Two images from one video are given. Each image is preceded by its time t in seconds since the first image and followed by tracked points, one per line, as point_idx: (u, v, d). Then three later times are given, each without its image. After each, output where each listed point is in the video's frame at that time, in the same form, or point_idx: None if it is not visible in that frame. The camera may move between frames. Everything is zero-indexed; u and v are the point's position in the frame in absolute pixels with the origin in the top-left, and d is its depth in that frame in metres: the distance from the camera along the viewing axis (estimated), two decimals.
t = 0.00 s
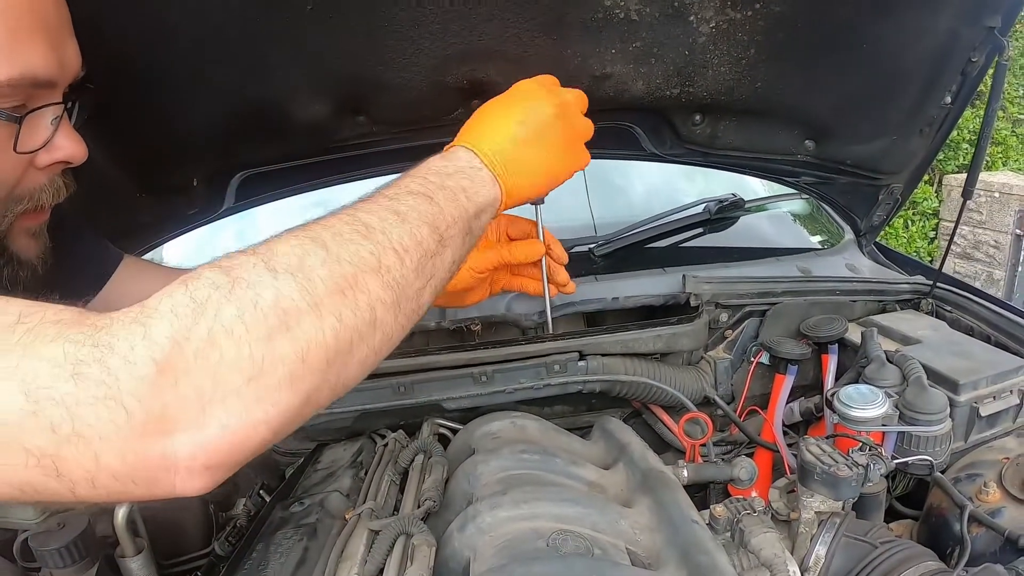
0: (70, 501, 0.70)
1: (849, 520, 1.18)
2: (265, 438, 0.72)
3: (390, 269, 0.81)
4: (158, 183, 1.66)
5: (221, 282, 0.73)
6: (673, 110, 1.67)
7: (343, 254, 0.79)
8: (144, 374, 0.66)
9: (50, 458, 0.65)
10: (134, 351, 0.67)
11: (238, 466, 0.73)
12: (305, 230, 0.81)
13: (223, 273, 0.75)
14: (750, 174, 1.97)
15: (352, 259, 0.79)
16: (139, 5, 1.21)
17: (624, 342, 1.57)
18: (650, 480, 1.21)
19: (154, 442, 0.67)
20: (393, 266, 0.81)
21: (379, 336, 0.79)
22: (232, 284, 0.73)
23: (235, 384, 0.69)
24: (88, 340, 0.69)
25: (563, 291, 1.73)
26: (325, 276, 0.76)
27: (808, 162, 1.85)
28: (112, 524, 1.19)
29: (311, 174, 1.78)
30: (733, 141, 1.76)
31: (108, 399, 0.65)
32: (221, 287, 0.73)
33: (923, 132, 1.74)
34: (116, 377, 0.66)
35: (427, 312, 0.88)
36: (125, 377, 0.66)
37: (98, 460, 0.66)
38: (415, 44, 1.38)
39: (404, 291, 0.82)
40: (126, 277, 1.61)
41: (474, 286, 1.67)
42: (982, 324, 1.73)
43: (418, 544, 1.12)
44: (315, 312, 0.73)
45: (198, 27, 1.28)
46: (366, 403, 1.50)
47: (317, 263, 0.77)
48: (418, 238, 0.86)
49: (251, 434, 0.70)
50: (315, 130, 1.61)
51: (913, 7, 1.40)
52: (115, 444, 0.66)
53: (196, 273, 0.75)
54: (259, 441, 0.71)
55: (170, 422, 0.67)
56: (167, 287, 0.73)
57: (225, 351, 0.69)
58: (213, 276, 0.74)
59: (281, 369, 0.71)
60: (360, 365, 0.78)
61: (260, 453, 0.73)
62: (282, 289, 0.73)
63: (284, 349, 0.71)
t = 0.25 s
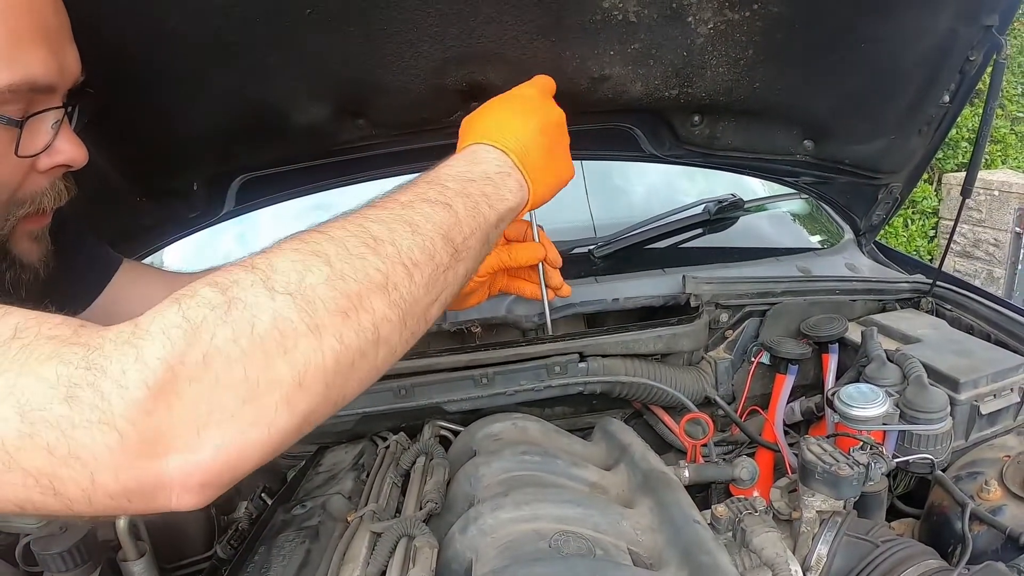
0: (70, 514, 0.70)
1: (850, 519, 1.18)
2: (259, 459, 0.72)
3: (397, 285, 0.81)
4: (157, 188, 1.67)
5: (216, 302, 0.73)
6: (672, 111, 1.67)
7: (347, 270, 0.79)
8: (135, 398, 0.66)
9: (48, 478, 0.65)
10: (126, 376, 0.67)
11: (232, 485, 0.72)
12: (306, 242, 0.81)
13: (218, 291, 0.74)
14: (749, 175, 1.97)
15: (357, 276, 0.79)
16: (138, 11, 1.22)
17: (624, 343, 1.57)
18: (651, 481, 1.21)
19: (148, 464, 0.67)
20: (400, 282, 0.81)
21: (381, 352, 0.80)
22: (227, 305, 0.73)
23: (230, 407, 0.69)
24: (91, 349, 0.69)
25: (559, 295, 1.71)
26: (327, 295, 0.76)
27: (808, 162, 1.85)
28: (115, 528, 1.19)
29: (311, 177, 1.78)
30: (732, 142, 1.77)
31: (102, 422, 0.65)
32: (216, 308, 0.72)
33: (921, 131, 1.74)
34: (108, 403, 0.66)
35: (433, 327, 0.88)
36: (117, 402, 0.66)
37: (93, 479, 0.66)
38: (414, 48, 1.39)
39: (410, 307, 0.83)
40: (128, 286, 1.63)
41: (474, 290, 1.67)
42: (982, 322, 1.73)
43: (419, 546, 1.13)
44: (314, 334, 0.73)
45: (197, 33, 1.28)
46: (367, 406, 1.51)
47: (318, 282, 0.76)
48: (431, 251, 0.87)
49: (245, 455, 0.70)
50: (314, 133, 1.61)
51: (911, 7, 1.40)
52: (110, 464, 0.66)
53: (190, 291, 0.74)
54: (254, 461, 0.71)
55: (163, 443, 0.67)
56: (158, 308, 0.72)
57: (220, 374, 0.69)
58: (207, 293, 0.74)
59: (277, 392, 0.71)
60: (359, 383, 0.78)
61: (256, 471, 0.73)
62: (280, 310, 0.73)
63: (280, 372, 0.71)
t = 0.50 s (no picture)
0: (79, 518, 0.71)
1: (849, 520, 1.18)
2: (267, 460, 0.72)
3: (395, 290, 0.82)
4: (158, 191, 1.67)
5: (224, 311, 0.73)
6: (670, 113, 1.67)
7: (348, 275, 0.79)
8: (147, 404, 0.67)
9: (61, 482, 0.66)
10: (138, 383, 0.67)
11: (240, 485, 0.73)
12: (306, 250, 0.81)
13: (224, 300, 0.74)
14: (749, 176, 1.97)
15: (357, 280, 0.79)
16: (139, 15, 1.22)
17: (624, 345, 1.58)
18: (651, 482, 1.22)
19: (159, 468, 0.67)
20: (398, 286, 0.82)
21: (380, 355, 0.81)
22: (234, 312, 0.73)
23: (238, 411, 0.70)
24: (96, 354, 0.70)
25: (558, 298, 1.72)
26: (331, 300, 0.76)
27: (807, 163, 1.85)
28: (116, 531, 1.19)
29: (310, 180, 1.79)
30: (730, 143, 1.77)
31: (115, 428, 0.66)
32: (223, 317, 0.73)
33: (920, 131, 1.74)
34: (121, 409, 0.66)
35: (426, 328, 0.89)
36: (130, 408, 0.67)
37: (104, 484, 0.67)
38: (413, 51, 1.39)
39: (408, 310, 0.84)
40: (128, 290, 1.63)
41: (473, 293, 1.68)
42: (981, 322, 1.73)
43: (419, 548, 1.13)
44: (318, 338, 0.74)
45: (198, 36, 1.29)
46: (368, 408, 1.51)
47: (321, 288, 0.77)
48: (425, 255, 0.87)
49: (254, 458, 0.71)
50: (314, 136, 1.62)
51: (909, 8, 1.40)
52: (121, 470, 0.66)
53: (197, 299, 0.75)
54: (262, 463, 0.72)
55: (174, 448, 0.68)
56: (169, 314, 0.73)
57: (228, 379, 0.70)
58: (213, 302, 0.74)
59: (284, 395, 0.72)
60: (361, 384, 0.79)
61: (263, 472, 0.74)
62: (285, 315, 0.73)
63: (287, 375, 0.72)
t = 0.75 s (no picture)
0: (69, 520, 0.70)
1: (847, 520, 1.18)
2: (262, 457, 0.72)
3: (383, 285, 0.82)
4: (156, 194, 1.67)
5: (214, 303, 0.74)
6: (668, 114, 1.67)
7: (336, 271, 0.79)
8: (138, 396, 0.67)
9: (49, 480, 0.66)
10: (129, 375, 0.68)
11: (235, 484, 0.73)
12: (294, 251, 0.82)
13: (216, 295, 0.75)
14: (747, 177, 1.97)
15: (345, 275, 0.79)
16: (136, 18, 1.22)
17: (621, 346, 1.58)
18: (649, 483, 1.22)
19: (149, 463, 0.67)
20: (386, 282, 0.82)
21: (374, 350, 0.80)
22: (224, 304, 0.74)
23: (229, 404, 0.69)
24: (88, 357, 0.69)
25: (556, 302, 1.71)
26: (320, 294, 0.76)
27: (806, 164, 1.85)
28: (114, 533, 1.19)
29: (308, 182, 1.79)
30: (728, 144, 1.77)
31: (104, 421, 0.66)
32: (214, 308, 0.73)
33: (918, 131, 1.74)
34: (111, 402, 0.67)
35: (418, 327, 0.88)
36: (120, 400, 0.67)
37: (94, 480, 0.67)
38: (410, 53, 1.39)
39: (397, 305, 0.83)
40: (127, 293, 1.63)
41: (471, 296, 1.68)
42: (979, 323, 1.73)
43: (418, 549, 1.13)
44: (308, 330, 0.74)
45: (195, 40, 1.29)
46: (366, 410, 1.51)
47: (308, 282, 0.77)
48: (412, 253, 0.87)
49: (245, 453, 0.70)
50: (311, 138, 1.62)
51: (907, 8, 1.40)
52: (112, 463, 0.66)
53: (190, 294, 0.76)
54: (256, 459, 0.71)
55: (165, 443, 0.68)
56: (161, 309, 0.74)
57: (217, 372, 0.70)
58: (205, 297, 0.75)
59: (275, 387, 0.71)
60: (356, 380, 0.78)
61: (257, 469, 0.73)
62: (275, 308, 0.74)
63: (277, 367, 0.71)
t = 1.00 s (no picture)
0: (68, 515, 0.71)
1: (848, 520, 1.18)
2: (260, 460, 0.72)
3: (403, 292, 0.82)
4: (157, 194, 1.67)
5: (219, 303, 0.73)
6: (668, 114, 1.68)
7: (354, 274, 0.79)
8: (136, 401, 0.67)
9: (49, 479, 0.66)
10: (126, 379, 0.67)
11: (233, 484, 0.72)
12: (314, 241, 0.82)
13: (221, 294, 0.74)
14: (747, 177, 1.97)
15: (363, 280, 0.79)
16: (136, 19, 1.22)
17: (622, 346, 1.58)
18: (651, 483, 1.22)
19: (148, 464, 0.67)
20: (407, 289, 0.82)
21: (382, 358, 0.80)
22: (230, 308, 0.73)
23: (229, 408, 0.69)
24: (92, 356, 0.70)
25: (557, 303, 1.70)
26: (333, 301, 0.76)
27: (806, 164, 1.85)
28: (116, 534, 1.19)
29: (309, 182, 1.79)
30: (728, 144, 1.77)
31: (102, 423, 0.66)
32: (218, 310, 0.72)
33: (917, 131, 1.75)
34: (108, 405, 0.66)
35: (436, 331, 0.89)
36: (116, 403, 0.66)
37: (92, 479, 0.67)
38: (411, 54, 1.39)
39: (416, 313, 0.83)
40: (125, 296, 1.63)
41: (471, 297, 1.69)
42: (979, 322, 1.73)
43: (419, 549, 1.13)
44: (317, 339, 0.74)
45: (196, 40, 1.29)
46: (367, 411, 1.51)
47: (323, 288, 0.76)
48: (439, 257, 0.87)
49: (244, 456, 0.70)
50: (312, 138, 1.62)
51: (906, 9, 1.41)
52: (110, 464, 0.66)
53: (192, 293, 0.75)
54: (254, 463, 0.72)
55: (162, 444, 0.68)
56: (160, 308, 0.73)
57: (220, 376, 0.70)
58: (209, 296, 0.74)
59: (278, 395, 0.71)
60: (359, 387, 0.79)
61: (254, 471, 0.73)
62: (283, 315, 0.73)
63: (282, 375, 0.71)
